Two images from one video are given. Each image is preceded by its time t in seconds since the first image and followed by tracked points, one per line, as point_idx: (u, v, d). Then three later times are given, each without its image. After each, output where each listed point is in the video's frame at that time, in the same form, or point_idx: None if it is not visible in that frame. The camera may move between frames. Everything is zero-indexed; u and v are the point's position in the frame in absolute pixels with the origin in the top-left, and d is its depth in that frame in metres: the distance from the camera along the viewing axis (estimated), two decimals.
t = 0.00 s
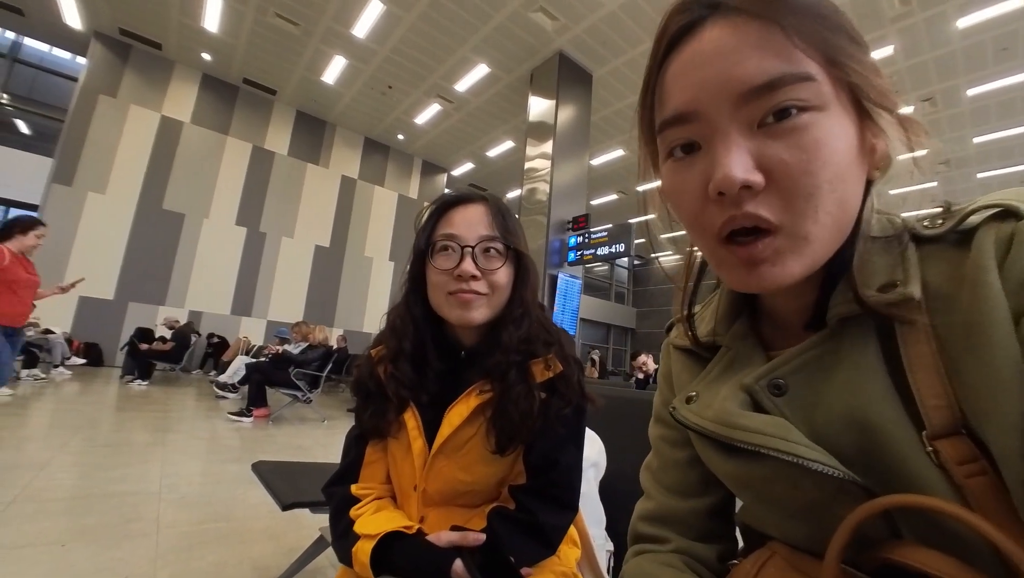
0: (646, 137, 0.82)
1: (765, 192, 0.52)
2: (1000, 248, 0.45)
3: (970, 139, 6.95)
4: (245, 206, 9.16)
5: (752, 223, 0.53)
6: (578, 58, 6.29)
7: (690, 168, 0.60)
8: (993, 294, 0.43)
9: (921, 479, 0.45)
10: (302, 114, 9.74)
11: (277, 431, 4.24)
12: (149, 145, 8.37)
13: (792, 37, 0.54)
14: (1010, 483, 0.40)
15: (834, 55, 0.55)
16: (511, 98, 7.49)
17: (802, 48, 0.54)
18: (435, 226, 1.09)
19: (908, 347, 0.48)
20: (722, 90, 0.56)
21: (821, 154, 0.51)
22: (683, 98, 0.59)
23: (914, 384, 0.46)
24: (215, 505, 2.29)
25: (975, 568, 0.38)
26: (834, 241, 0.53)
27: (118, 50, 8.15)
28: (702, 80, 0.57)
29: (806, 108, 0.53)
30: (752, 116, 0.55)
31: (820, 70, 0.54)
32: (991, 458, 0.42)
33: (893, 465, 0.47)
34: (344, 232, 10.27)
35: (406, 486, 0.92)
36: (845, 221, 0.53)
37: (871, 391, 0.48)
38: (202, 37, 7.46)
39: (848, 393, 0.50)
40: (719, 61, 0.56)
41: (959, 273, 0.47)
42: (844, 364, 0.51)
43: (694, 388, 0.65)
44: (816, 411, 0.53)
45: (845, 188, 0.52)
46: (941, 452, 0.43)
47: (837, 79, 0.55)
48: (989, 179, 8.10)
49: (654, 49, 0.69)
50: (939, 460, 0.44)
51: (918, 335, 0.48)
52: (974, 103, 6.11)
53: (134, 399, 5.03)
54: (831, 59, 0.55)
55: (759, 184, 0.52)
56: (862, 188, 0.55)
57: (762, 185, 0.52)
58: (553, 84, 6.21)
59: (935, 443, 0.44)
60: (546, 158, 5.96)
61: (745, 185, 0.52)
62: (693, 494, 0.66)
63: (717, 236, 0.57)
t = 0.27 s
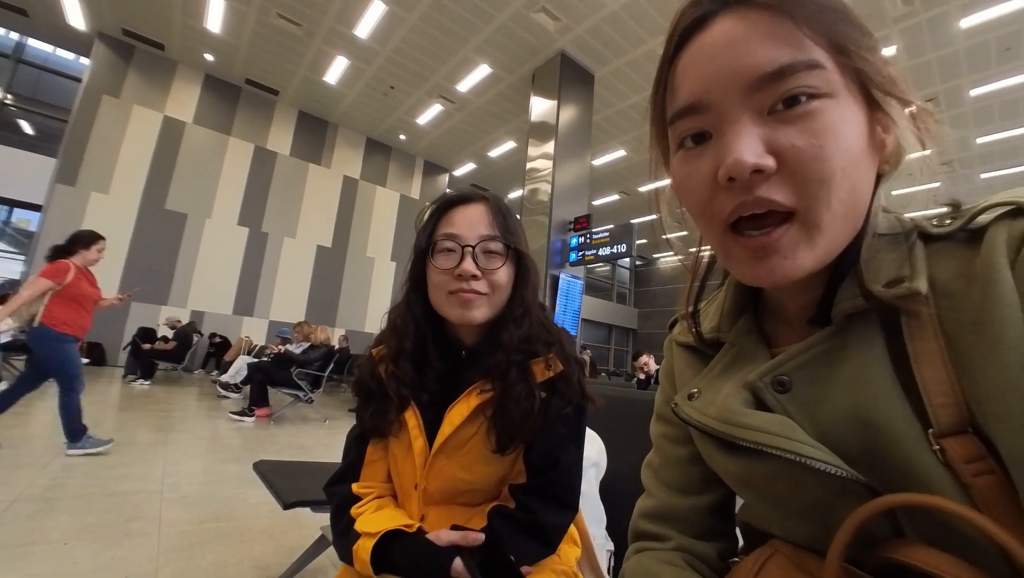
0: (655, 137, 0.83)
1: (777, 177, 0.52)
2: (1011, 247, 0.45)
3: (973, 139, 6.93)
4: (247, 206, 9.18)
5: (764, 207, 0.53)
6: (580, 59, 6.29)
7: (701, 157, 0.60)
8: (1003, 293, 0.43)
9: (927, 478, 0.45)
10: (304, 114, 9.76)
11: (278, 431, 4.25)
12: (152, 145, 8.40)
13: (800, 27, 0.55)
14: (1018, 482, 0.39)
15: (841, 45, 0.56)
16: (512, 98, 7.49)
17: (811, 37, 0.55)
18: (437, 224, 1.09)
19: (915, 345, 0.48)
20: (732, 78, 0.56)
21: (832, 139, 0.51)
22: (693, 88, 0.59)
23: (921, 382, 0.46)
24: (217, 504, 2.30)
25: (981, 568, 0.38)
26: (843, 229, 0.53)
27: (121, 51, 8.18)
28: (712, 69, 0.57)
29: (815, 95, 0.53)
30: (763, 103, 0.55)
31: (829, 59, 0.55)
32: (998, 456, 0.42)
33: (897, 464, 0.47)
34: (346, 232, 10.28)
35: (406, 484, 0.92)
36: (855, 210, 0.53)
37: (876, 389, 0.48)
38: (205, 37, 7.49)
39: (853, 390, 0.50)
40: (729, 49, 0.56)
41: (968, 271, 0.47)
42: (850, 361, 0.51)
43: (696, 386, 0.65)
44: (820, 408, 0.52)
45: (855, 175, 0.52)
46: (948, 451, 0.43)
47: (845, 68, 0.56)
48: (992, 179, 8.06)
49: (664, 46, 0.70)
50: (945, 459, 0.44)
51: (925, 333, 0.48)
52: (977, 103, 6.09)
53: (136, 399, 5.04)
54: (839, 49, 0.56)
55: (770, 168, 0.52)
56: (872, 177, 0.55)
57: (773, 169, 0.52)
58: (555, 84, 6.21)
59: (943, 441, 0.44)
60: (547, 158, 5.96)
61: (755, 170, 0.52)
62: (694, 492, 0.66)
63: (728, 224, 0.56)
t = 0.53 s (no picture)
0: (664, 143, 0.83)
1: (776, 169, 0.52)
2: (1016, 253, 0.45)
3: (975, 140, 6.90)
4: (248, 206, 9.19)
5: (764, 200, 0.53)
6: (581, 59, 6.29)
7: (703, 153, 0.61)
8: (1007, 297, 0.42)
9: (930, 482, 0.44)
10: (305, 115, 9.77)
11: (279, 431, 4.25)
12: (154, 146, 8.41)
13: (800, 29, 0.56)
14: None
15: (844, 46, 0.56)
16: (513, 99, 7.49)
17: (811, 38, 0.56)
18: (436, 224, 1.09)
19: (919, 349, 0.48)
20: (734, 77, 0.57)
21: (830, 133, 0.52)
22: (697, 87, 0.60)
23: (925, 386, 0.46)
24: (217, 505, 2.30)
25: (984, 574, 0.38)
26: (845, 225, 0.52)
27: (123, 51, 8.19)
28: (715, 68, 0.58)
29: (814, 93, 0.54)
30: (764, 100, 0.56)
31: (828, 59, 0.55)
32: (1004, 463, 0.42)
33: (901, 469, 0.46)
34: (347, 232, 10.28)
35: (404, 487, 0.92)
36: (857, 206, 0.53)
37: (881, 392, 0.48)
38: (206, 38, 7.50)
39: (856, 393, 0.49)
40: (732, 50, 0.57)
41: (973, 275, 0.47)
42: (854, 363, 0.51)
43: (700, 389, 0.64)
44: (823, 412, 0.52)
45: (855, 171, 0.52)
46: (953, 456, 0.43)
47: (846, 69, 0.56)
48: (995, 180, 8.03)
49: (674, 54, 0.72)
50: (949, 463, 0.43)
51: (929, 336, 0.47)
52: (980, 103, 6.07)
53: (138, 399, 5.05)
54: (840, 50, 0.56)
55: (768, 160, 0.52)
56: (874, 176, 0.54)
57: (772, 162, 0.53)
58: (556, 85, 6.21)
59: (947, 446, 0.44)
60: (548, 158, 5.96)
61: (754, 162, 0.53)
62: (698, 496, 0.66)
63: (729, 217, 0.56)
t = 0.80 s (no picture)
0: (671, 152, 0.83)
1: (769, 171, 0.53)
2: (1013, 262, 0.44)
3: (976, 140, 6.89)
4: (248, 207, 9.19)
5: (757, 200, 0.53)
6: (581, 59, 6.28)
7: (701, 156, 0.61)
8: (1005, 305, 0.42)
9: (931, 494, 0.44)
10: (305, 115, 9.77)
11: (279, 432, 4.25)
12: (154, 146, 8.41)
13: (797, 38, 0.57)
14: None
15: (841, 55, 0.56)
16: (513, 99, 7.49)
17: (808, 47, 0.56)
18: (438, 226, 1.09)
19: (916, 356, 0.47)
20: (732, 81, 0.58)
21: (823, 136, 0.52)
22: (696, 94, 0.62)
23: (923, 395, 0.45)
24: (217, 507, 2.29)
25: None
26: (840, 229, 0.52)
27: (123, 52, 8.19)
28: (714, 73, 0.59)
29: (808, 98, 0.54)
30: (759, 106, 0.56)
31: (824, 67, 0.56)
32: (1003, 473, 0.41)
33: (901, 480, 0.46)
34: (347, 233, 10.28)
35: (404, 493, 0.91)
36: (853, 211, 0.52)
37: (880, 402, 0.47)
38: (207, 39, 7.50)
39: (854, 402, 0.49)
40: (731, 57, 0.58)
41: (970, 283, 0.46)
42: (852, 372, 0.50)
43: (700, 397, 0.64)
44: (822, 420, 0.51)
45: (850, 175, 0.52)
46: (952, 467, 0.42)
47: (844, 77, 0.56)
48: (995, 180, 8.02)
49: (681, 65, 0.73)
50: (949, 475, 0.43)
51: (925, 343, 0.47)
52: (981, 103, 6.06)
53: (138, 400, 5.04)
54: (838, 59, 0.56)
55: (761, 162, 0.53)
56: (869, 184, 0.54)
57: (765, 164, 0.53)
58: (556, 85, 6.20)
59: (945, 456, 0.43)
60: (549, 159, 5.96)
61: (747, 163, 0.53)
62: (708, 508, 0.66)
63: (724, 218, 0.57)
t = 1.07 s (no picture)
0: (674, 153, 0.83)
1: (766, 170, 0.53)
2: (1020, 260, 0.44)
3: (976, 139, 6.89)
4: (248, 207, 9.18)
5: (753, 199, 0.53)
6: (581, 59, 6.28)
7: (699, 157, 0.61)
8: (1014, 304, 0.41)
9: (944, 495, 0.43)
10: (305, 115, 9.76)
11: (280, 432, 4.25)
12: (154, 147, 8.41)
13: (795, 39, 0.56)
14: None
15: (839, 52, 0.56)
16: (513, 99, 7.48)
17: (805, 46, 0.56)
18: (439, 225, 1.08)
19: (925, 355, 0.46)
20: (729, 83, 0.58)
21: (820, 135, 0.51)
22: (694, 95, 0.61)
23: (932, 395, 0.45)
24: (218, 507, 2.29)
25: None
26: (840, 227, 0.51)
27: (123, 52, 8.19)
28: (711, 75, 0.59)
29: (803, 98, 0.54)
30: (756, 106, 0.56)
31: (822, 66, 0.55)
32: (1016, 474, 0.41)
33: (911, 481, 0.45)
34: (347, 233, 10.28)
35: (407, 495, 0.91)
36: (855, 210, 0.52)
37: (888, 401, 0.46)
38: (206, 39, 7.49)
39: (863, 402, 0.48)
40: (727, 59, 0.58)
41: (978, 282, 0.45)
42: (859, 372, 0.50)
43: (706, 397, 0.63)
44: (829, 421, 0.51)
45: (848, 174, 0.51)
46: (964, 468, 0.42)
47: (843, 75, 0.55)
48: (995, 179, 8.02)
49: (682, 67, 0.73)
50: (960, 475, 0.42)
51: (934, 342, 0.46)
52: (981, 103, 6.06)
53: (138, 400, 5.04)
54: (836, 57, 0.56)
55: (759, 160, 0.53)
56: (870, 183, 0.53)
57: (762, 163, 0.53)
58: (556, 85, 6.19)
59: (957, 457, 0.42)
60: (549, 159, 5.95)
61: (744, 162, 0.53)
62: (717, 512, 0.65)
63: (722, 217, 0.56)
